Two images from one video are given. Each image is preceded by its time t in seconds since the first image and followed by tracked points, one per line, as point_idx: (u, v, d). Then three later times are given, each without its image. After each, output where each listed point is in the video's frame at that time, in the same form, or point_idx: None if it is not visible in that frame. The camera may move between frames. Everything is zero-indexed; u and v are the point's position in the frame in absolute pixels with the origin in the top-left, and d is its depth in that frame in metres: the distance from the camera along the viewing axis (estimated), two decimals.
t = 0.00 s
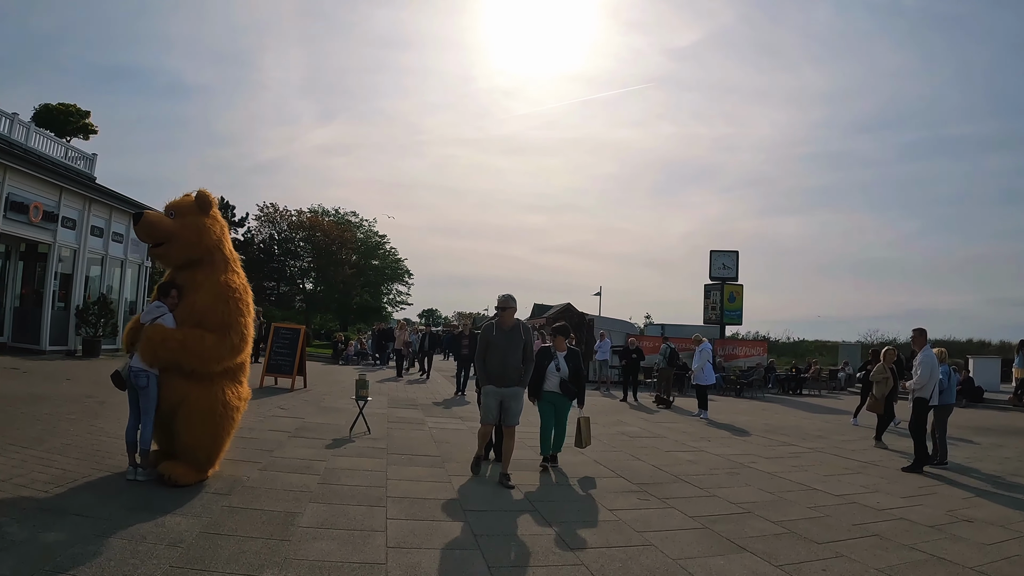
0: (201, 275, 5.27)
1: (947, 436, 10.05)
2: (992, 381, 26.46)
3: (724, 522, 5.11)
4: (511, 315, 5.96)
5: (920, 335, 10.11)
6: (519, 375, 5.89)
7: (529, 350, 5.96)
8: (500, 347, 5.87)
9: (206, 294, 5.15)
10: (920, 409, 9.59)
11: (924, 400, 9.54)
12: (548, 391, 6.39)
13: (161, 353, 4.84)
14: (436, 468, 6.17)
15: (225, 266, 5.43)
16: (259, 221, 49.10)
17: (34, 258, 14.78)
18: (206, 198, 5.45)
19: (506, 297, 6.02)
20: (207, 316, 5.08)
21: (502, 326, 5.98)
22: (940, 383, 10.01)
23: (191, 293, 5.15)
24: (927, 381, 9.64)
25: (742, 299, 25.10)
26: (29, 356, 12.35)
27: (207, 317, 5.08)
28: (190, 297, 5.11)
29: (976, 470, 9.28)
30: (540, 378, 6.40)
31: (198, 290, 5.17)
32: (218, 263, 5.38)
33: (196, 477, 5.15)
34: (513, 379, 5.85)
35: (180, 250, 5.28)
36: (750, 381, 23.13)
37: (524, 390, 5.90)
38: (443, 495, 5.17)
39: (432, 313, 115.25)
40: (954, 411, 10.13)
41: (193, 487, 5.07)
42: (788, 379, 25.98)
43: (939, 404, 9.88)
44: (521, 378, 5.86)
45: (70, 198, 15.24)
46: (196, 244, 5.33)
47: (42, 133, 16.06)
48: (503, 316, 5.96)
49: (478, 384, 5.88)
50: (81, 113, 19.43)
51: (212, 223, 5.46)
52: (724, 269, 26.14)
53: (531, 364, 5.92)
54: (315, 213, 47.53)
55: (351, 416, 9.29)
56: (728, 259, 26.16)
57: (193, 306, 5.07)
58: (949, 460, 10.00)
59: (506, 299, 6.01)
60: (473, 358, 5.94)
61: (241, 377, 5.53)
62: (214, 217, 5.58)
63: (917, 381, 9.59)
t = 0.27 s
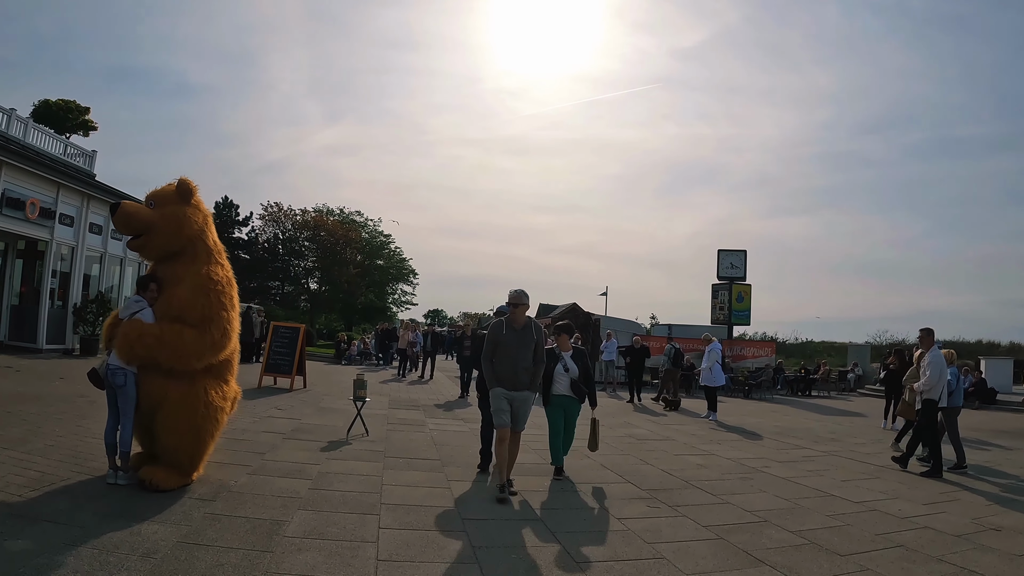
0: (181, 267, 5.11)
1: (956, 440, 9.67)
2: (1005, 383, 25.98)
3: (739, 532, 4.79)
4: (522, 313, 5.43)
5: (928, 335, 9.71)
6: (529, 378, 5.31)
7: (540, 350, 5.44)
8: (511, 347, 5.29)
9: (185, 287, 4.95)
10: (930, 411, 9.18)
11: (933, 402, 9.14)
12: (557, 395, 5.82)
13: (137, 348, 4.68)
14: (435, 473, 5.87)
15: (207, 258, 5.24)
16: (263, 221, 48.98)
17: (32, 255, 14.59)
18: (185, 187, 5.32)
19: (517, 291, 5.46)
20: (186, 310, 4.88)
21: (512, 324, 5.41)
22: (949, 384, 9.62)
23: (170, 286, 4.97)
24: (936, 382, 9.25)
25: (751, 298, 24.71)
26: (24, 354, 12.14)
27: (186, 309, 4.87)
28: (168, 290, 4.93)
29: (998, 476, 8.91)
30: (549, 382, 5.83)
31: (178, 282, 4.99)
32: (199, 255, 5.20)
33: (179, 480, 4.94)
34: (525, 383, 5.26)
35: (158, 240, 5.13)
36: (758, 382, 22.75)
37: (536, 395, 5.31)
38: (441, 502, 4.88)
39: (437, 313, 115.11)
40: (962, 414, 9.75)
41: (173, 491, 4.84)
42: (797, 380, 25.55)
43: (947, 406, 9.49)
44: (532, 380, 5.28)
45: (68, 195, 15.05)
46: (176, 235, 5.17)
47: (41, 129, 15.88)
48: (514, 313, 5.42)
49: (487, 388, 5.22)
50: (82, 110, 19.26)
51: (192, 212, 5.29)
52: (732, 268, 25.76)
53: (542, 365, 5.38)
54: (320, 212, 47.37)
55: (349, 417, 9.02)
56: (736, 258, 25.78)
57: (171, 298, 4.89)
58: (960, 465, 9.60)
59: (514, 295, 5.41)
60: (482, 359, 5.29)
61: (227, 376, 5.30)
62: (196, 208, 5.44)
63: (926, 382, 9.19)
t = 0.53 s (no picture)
0: (155, 263, 4.84)
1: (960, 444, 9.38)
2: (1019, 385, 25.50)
3: (754, 548, 4.48)
4: (528, 316, 5.02)
5: (936, 334, 9.34)
6: (536, 388, 4.91)
7: (546, 357, 5.04)
8: (516, 355, 4.86)
9: (159, 283, 4.68)
10: (935, 415, 8.86)
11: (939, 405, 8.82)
12: (563, 399, 5.48)
13: (108, 349, 4.43)
14: (431, 481, 5.57)
15: (183, 252, 4.97)
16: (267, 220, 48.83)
17: (27, 253, 14.38)
18: (159, 178, 5.03)
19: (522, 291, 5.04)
20: (160, 308, 4.60)
21: (516, 328, 4.99)
22: (953, 386, 9.30)
23: (143, 283, 4.71)
24: (942, 385, 8.91)
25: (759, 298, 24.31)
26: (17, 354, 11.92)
27: (160, 308, 4.60)
28: (142, 287, 4.67)
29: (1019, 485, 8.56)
30: (553, 385, 5.49)
31: (152, 279, 4.73)
32: (174, 250, 4.93)
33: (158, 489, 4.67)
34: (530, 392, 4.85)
35: (132, 236, 4.86)
36: (766, 383, 22.36)
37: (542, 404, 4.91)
38: (435, 516, 4.57)
39: (442, 313, 114.89)
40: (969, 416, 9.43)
41: (150, 501, 4.56)
42: (806, 381, 25.16)
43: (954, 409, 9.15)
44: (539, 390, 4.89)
45: (65, 193, 14.84)
46: (150, 228, 4.90)
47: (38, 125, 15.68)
48: (518, 316, 5.00)
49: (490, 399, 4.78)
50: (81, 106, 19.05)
51: (166, 203, 5.01)
52: (739, 268, 25.37)
53: (548, 374, 4.99)
54: (324, 211, 47.17)
55: (345, 420, 8.74)
56: (743, 258, 25.39)
57: (144, 295, 4.62)
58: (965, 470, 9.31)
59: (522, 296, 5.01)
60: (484, 367, 4.84)
61: (207, 378, 5.01)
62: (172, 199, 5.16)
63: (931, 385, 8.86)
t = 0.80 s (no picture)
0: (136, 258, 4.81)
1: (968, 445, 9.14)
2: None
3: (773, 565, 4.20)
4: (537, 313, 4.63)
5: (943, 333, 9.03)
6: (546, 391, 4.54)
7: (557, 358, 4.67)
8: (525, 357, 4.48)
9: (140, 280, 4.57)
10: (940, 416, 8.59)
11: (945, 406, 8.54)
12: (570, 410, 5.20)
13: (86, 349, 4.28)
14: (430, 490, 5.31)
15: (165, 247, 4.94)
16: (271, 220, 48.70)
17: (25, 253, 14.21)
18: (141, 171, 5.07)
19: (533, 285, 4.64)
20: (140, 305, 4.46)
21: (525, 327, 4.60)
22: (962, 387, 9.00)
23: (124, 279, 4.64)
24: (948, 385, 8.63)
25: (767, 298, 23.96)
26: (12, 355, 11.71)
27: (141, 306, 4.46)
28: (123, 284, 4.57)
29: None
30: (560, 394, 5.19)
31: (133, 275, 4.64)
32: (157, 245, 4.92)
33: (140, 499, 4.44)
34: (541, 398, 4.47)
35: (114, 229, 4.88)
36: (775, 384, 22.02)
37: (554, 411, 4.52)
38: (432, 528, 4.31)
39: (447, 313, 114.70)
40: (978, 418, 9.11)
41: (131, 512, 4.33)
42: (815, 382, 24.81)
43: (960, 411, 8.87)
44: (550, 395, 4.52)
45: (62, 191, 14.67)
46: (131, 222, 4.90)
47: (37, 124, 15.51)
48: (527, 313, 4.61)
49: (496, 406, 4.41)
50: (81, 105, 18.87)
51: (148, 197, 5.02)
52: (746, 267, 25.03)
53: (559, 376, 4.62)
54: (328, 211, 47.01)
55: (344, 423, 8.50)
56: (751, 257, 25.05)
57: (125, 292, 4.50)
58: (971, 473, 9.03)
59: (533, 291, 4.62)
60: (490, 371, 4.46)
61: (193, 382, 4.82)
62: (155, 194, 5.17)
63: (937, 385, 8.58)
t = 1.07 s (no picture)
0: (121, 247, 4.54)
1: (985, 443, 8.79)
2: None
3: None
4: (556, 303, 4.21)
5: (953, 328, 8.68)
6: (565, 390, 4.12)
7: (576, 353, 4.26)
8: (542, 351, 4.08)
9: (125, 271, 4.29)
10: (950, 414, 8.28)
11: (955, 403, 8.23)
12: (590, 411, 4.84)
13: (68, 343, 4.00)
14: (433, 495, 5.02)
15: (152, 236, 4.67)
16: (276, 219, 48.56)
17: (24, 250, 14.01)
18: (127, 156, 4.81)
19: (552, 274, 4.25)
20: (125, 297, 4.19)
21: (541, 319, 4.21)
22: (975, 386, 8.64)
23: (108, 269, 4.36)
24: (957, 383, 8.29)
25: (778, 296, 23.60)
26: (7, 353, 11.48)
27: (126, 297, 4.19)
28: (107, 274, 4.29)
29: None
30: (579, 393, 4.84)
31: (118, 265, 4.36)
32: (143, 234, 4.65)
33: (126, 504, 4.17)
34: (559, 397, 4.06)
35: (97, 216, 4.61)
36: (786, 384, 21.65)
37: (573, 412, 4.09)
38: (436, 537, 4.02)
39: (452, 313, 114.48)
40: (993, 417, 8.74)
41: (113, 518, 4.05)
42: (826, 381, 24.41)
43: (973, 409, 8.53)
44: (569, 394, 4.10)
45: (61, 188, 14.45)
46: (116, 209, 4.64)
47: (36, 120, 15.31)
48: (544, 304, 4.21)
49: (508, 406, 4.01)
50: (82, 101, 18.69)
51: (133, 181, 4.74)
52: (756, 265, 24.66)
53: (579, 374, 4.20)
54: (333, 210, 46.83)
55: (346, 424, 8.21)
56: (760, 254, 24.67)
57: (109, 283, 4.23)
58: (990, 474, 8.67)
59: (552, 281, 4.23)
60: (502, 366, 4.06)
61: (181, 380, 4.54)
62: (142, 179, 4.91)
63: (945, 383, 8.27)
